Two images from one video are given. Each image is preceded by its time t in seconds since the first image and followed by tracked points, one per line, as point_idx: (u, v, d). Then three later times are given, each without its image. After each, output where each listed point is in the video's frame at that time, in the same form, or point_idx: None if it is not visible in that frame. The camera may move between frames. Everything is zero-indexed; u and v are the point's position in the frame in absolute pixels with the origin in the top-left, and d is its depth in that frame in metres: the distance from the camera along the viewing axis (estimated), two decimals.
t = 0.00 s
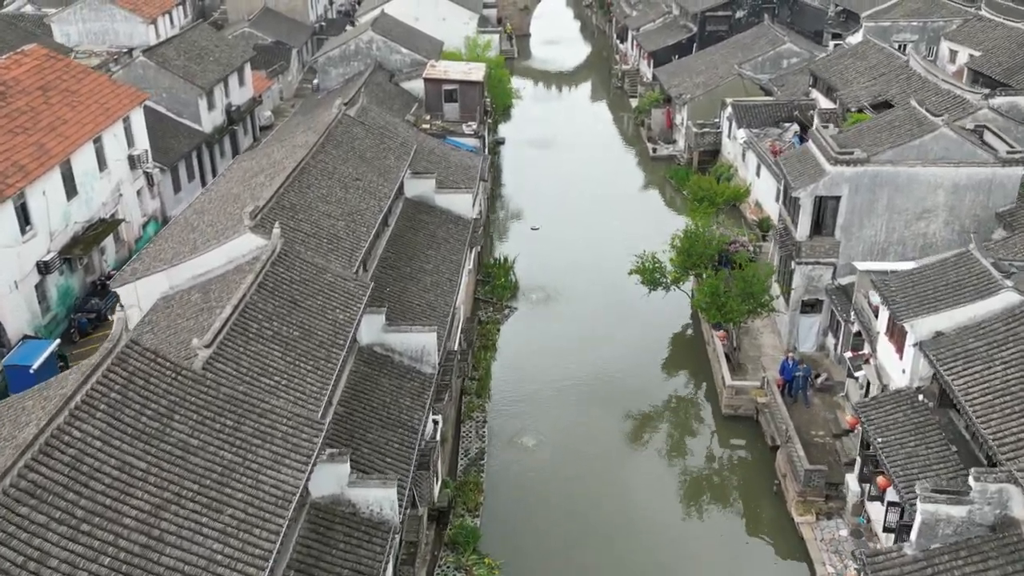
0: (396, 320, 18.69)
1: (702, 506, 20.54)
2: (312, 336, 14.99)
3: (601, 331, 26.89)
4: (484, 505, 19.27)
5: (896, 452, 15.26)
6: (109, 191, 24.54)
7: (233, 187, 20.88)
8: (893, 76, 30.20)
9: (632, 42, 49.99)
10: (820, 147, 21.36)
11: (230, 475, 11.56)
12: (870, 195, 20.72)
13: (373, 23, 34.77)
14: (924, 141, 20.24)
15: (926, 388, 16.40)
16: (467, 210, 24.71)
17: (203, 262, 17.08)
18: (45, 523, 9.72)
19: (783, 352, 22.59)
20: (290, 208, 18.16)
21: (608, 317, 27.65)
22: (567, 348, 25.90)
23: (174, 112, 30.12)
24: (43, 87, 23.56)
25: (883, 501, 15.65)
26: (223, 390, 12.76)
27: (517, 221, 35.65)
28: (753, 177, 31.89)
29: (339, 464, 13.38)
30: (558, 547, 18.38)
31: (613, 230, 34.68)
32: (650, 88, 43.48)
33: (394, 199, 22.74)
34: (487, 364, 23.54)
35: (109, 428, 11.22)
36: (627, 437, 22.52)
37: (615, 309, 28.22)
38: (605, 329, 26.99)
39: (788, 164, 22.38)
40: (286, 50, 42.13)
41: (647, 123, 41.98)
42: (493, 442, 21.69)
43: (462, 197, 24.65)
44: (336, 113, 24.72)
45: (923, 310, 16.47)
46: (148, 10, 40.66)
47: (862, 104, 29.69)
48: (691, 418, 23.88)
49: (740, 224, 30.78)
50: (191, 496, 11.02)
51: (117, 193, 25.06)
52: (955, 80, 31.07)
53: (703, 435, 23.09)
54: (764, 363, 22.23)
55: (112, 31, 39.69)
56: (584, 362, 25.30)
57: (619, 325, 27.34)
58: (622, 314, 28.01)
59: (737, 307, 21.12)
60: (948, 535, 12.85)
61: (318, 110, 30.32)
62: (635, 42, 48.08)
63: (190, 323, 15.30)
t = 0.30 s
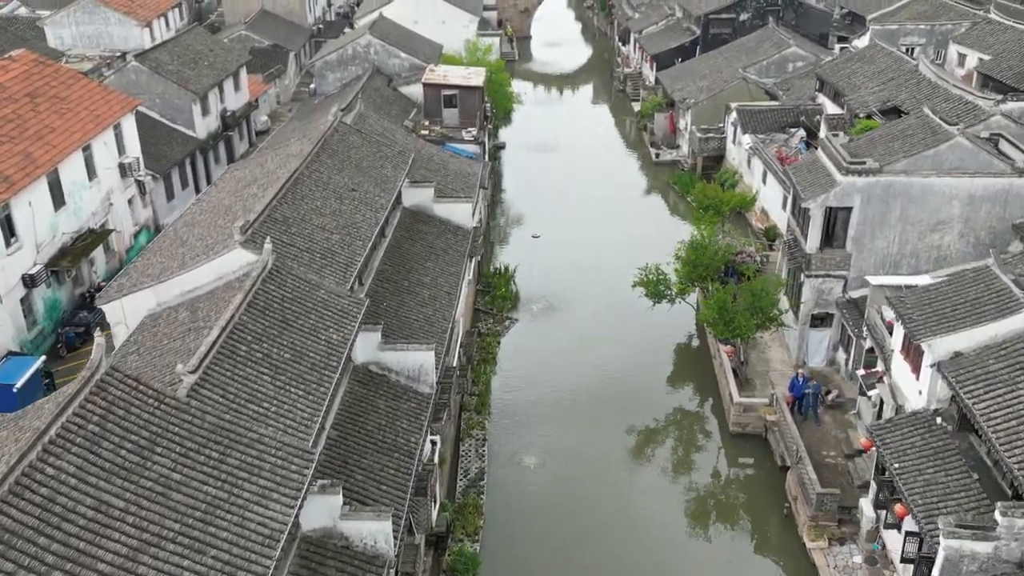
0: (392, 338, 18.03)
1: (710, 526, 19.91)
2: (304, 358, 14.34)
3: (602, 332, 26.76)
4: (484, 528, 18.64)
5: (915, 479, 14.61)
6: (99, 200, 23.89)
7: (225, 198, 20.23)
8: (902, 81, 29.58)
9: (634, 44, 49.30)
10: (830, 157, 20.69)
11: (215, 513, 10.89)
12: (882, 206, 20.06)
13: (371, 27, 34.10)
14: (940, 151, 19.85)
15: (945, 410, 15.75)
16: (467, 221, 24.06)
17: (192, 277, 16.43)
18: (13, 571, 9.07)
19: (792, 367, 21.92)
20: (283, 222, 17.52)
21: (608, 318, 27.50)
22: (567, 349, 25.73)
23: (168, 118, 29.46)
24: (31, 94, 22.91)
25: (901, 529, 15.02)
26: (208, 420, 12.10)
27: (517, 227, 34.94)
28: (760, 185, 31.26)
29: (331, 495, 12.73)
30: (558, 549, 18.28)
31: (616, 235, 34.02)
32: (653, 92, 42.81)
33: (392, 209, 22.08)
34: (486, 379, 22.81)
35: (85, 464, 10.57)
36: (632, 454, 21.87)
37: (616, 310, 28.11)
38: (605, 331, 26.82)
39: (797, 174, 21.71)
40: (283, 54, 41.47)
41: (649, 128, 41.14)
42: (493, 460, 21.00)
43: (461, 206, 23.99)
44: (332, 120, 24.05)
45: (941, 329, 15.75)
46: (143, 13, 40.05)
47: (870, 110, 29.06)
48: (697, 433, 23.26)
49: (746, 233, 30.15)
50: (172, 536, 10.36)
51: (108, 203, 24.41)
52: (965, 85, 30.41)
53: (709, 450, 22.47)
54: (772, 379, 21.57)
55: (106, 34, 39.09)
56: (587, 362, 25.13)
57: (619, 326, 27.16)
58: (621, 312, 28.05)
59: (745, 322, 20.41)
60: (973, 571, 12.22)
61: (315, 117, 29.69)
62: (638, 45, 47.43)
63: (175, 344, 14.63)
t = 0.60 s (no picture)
0: (387, 359, 17.33)
1: (717, 550, 19.27)
2: (294, 386, 13.66)
3: (602, 334, 26.65)
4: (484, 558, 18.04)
5: (936, 511, 13.92)
6: (87, 212, 23.22)
7: (216, 212, 19.56)
8: (912, 87, 28.91)
9: (637, 48, 48.59)
10: (842, 169, 20.00)
11: (197, 560, 10.20)
12: (896, 220, 19.37)
13: (369, 31, 33.41)
14: (956, 163, 19.10)
15: (966, 437, 15.07)
16: (466, 233, 23.37)
17: (179, 297, 15.75)
18: None
19: (803, 385, 21.24)
20: (274, 239, 16.85)
21: (608, 318, 27.50)
22: (567, 349, 25.75)
23: (160, 126, 28.81)
24: (17, 103, 22.25)
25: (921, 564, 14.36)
26: (191, 457, 11.42)
27: (518, 236, 34.24)
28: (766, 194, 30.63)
29: (322, 534, 12.06)
30: (558, 550, 18.48)
31: (619, 243, 33.37)
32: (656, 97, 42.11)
33: (389, 222, 21.39)
34: (487, 397, 22.10)
35: (57, 509, 9.86)
36: (637, 475, 21.22)
37: (617, 313, 27.85)
38: (606, 333, 26.71)
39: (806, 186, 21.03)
40: (280, 58, 40.76)
41: (653, 133, 40.45)
42: (492, 483, 20.35)
43: (461, 218, 23.30)
44: (327, 129, 23.35)
45: (961, 352, 15.08)
46: (137, 17, 39.43)
47: (880, 117, 28.37)
48: (703, 450, 22.63)
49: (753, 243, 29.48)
50: None
51: (97, 214, 23.74)
52: (976, 91, 29.70)
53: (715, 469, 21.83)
54: (782, 398, 20.88)
55: (100, 38, 38.46)
56: (589, 362, 25.22)
57: (619, 326, 27.16)
58: (622, 315, 27.81)
59: (755, 340, 19.61)
60: None
61: (311, 124, 29.03)
62: (640, 48, 46.74)
63: (160, 371, 13.93)
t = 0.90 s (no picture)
0: (381, 383, 16.57)
1: None
2: (280, 419, 12.95)
3: (603, 338, 26.41)
4: None
5: (960, 549, 13.18)
6: (73, 225, 22.50)
7: (204, 228, 18.83)
8: (922, 95, 28.20)
9: (640, 52, 47.82)
10: (855, 183, 19.25)
11: None
12: (911, 235, 18.64)
13: (366, 36, 32.68)
14: (974, 177, 18.30)
15: (990, 469, 14.31)
16: (464, 246, 22.66)
17: (162, 321, 15.01)
18: None
19: (814, 406, 20.47)
20: (263, 258, 16.11)
21: (610, 326, 27.01)
22: (567, 352, 25.59)
23: (152, 134, 28.09)
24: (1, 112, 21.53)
25: None
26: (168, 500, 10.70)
27: (518, 245, 33.50)
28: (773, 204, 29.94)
29: None
30: (558, 557, 18.34)
31: (622, 251, 32.64)
32: (660, 102, 41.35)
33: (385, 236, 20.65)
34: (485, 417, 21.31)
35: (20, 561, 9.09)
36: (642, 499, 20.48)
37: (617, 322, 27.31)
38: (607, 336, 26.50)
39: (816, 199, 20.30)
40: (276, 62, 40.05)
41: (656, 140, 39.60)
42: (491, 508, 19.61)
43: (460, 232, 22.56)
44: (321, 139, 22.60)
45: (983, 379, 14.36)
46: (131, 21, 38.74)
47: (890, 125, 27.64)
48: (709, 470, 21.91)
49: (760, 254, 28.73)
50: None
51: (84, 227, 23.03)
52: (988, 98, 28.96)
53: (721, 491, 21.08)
54: (792, 419, 20.13)
55: (92, 43, 37.75)
56: (589, 364, 25.09)
57: (621, 330, 26.84)
58: (623, 325, 27.16)
59: (764, 361, 18.84)
60: None
61: (306, 133, 28.30)
62: (642, 52, 46.02)
63: (139, 401, 13.15)
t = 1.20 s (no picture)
0: (374, 413, 15.78)
1: None
2: (264, 458, 12.15)
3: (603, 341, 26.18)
4: None
5: None
6: (57, 239, 21.73)
7: (190, 245, 18.04)
8: (934, 102, 27.40)
9: (642, 56, 47.00)
10: (869, 198, 18.48)
11: None
12: (929, 254, 17.85)
13: (363, 41, 31.89)
14: (995, 193, 17.44)
15: (1017, 506, 13.51)
16: (462, 261, 21.88)
17: (142, 348, 14.21)
18: None
19: (825, 429, 19.68)
20: (249, 280, 15.31)
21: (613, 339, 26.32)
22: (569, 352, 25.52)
23: (141, 143, 27.32)
24: None
25: None
26: (140, 554, 9.87)
27: (518, 255, 32.71)
28: (780, 215, 29.19)
29: None
30: (558, 559, 18.28)
31: (625, 261, 31.90)
32: (663, 107, 40.51)
33: (379, 252, 19.86)
34: (484, 439, 20.50)
35: None
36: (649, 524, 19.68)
37: (621, 335, 26.59)
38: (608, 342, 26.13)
39: (827, 213, 19.51)
40: (271, 67, 39.24)
41: (659, 146, 38.80)
42: (491, 536, 18.83)
43: (458, 246, 21.78)
44: (314, 150, 21.80)
45: (1010, 412, 13.58)
46: (123, 24, 37.99)
47: (901, 133, 26.85)
48: (716, 492, 21.10)
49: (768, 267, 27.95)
50: None
51: (68, 241, 22.25)
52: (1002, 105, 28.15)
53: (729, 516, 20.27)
54: (803, 443, 19.33)
55: (84, 47, 37.00)
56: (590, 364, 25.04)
57: (622, 335, 26.56)
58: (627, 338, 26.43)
59: (775, 385, 17.99)
60: None
61: (300, 142, 27.52)
62: (645, 56, 45.21)
63: (114, 438, 12.31)
